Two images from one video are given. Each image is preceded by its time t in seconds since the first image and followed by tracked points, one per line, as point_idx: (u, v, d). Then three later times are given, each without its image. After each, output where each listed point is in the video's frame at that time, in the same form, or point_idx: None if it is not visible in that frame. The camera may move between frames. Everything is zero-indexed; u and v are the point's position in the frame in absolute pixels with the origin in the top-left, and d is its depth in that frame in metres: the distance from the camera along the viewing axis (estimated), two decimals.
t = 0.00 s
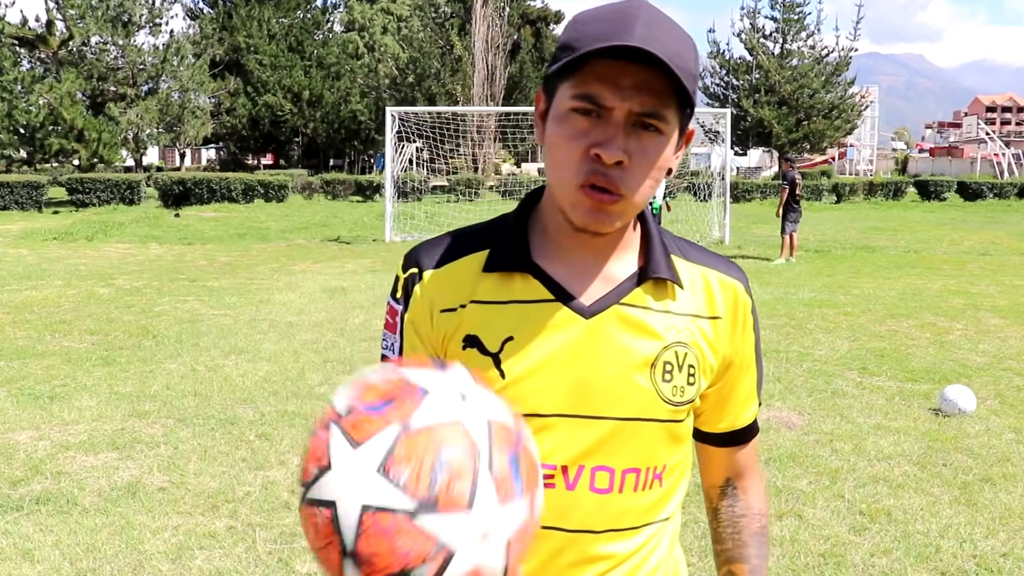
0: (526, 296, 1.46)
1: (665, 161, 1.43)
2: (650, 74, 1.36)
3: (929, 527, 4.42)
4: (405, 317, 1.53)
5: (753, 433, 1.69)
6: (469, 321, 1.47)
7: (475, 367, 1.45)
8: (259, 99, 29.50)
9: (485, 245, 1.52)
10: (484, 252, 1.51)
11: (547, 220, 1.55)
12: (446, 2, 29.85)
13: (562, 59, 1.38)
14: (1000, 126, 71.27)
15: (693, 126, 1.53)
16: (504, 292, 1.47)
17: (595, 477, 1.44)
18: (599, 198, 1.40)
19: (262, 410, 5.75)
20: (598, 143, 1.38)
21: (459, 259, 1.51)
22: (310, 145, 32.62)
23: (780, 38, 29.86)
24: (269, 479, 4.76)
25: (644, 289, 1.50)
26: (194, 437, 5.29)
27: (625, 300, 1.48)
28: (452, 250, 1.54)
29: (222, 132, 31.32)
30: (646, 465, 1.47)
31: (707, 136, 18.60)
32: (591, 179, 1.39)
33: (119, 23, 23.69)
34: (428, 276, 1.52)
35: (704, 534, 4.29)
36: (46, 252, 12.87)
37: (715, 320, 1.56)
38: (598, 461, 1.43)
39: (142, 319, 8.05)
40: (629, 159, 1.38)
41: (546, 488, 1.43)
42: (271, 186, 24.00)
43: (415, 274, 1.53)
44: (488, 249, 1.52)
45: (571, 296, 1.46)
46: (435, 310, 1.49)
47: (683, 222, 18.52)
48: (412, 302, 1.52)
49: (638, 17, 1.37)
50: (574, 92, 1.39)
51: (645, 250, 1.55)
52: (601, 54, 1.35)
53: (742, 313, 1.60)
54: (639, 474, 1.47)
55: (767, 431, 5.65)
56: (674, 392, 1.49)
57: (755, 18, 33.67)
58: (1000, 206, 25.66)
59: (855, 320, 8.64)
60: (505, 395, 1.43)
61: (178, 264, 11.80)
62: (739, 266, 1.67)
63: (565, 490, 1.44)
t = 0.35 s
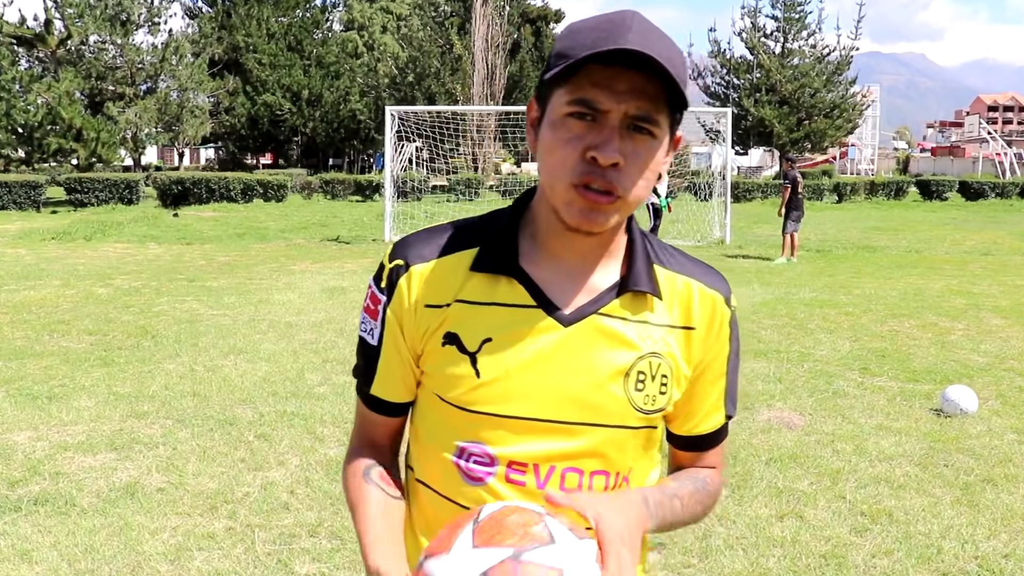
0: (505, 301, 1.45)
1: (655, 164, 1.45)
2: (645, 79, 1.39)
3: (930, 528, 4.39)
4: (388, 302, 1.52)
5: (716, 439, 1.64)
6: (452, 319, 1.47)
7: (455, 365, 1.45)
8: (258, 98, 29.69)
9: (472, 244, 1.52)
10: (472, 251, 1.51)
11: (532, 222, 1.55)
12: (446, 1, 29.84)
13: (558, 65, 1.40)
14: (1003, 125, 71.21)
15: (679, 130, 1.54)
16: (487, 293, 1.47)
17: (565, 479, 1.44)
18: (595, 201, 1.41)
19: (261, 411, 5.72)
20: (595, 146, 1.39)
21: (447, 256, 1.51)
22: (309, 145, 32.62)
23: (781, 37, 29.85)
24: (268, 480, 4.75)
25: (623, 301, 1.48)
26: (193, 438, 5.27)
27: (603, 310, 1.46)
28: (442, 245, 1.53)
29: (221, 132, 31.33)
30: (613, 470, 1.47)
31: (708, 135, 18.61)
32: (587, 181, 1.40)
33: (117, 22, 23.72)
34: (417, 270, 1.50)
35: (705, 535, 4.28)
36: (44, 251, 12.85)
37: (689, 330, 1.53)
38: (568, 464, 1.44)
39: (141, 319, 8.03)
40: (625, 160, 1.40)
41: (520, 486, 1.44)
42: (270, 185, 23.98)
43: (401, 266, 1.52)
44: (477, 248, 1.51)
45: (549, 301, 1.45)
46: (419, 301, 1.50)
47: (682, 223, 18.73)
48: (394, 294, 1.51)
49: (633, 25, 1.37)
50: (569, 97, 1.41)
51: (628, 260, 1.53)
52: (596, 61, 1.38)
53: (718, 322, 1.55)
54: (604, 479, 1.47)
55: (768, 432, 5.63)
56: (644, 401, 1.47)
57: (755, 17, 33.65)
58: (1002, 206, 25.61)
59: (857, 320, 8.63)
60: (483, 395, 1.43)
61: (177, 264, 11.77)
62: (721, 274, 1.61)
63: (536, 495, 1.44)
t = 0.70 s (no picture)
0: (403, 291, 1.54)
1: (533, 146, 1.56)
2: (519, 65, 1.52)
3: (931, 529, 4.37)
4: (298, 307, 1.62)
5: (638, 407, 1.68)
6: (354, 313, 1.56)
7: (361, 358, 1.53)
8: (257, 98, 29.78)
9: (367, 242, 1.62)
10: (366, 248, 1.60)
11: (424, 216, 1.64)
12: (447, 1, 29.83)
13: (440, 52, 1.53)
14: (1005, 124, 71.16)
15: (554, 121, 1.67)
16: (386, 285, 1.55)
17: (473, 455, 1.48)
18: (472, 176, 1.50)
19: (260, 411, 5.71)
20: (474, 123, 1.49)
21: (347, 253, 1.61)
22: (308, 144, 32.61)
23: (783, 36, 29.83)
24: (266, 480, 4.73)
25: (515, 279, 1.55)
26: (192, 438, 5.25)
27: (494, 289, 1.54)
28: (341, 249, 1.63)
29: (220, 131, 31.30)
30: (523, 441, 1.51)
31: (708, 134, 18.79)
32: (465, 156, 1.49)
33: (116, 21, 23.66)
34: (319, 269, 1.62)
35: (706, 536, 4.26)
36: (43, 251, 12.84)
37: (582, 302, 1.61)
38: (476, 440, 1.47)
39: (140, 319, 8.01)
40: (502, 136, 1.50)
41: (434, 467, 1.48)
42: (269, 185, 23.96)
43: (307, 266, 1.63)
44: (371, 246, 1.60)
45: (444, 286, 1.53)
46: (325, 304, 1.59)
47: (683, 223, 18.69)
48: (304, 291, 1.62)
49: (504, 20, 1.52)
50: (450, 83, 1.53)
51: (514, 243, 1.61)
52: (472, 49, 1.52)
53: (608, 290, 1.63)
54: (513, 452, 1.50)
55: (769, 432, 5.61)
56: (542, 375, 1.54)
57: (757, 16, 33.60)
58: (1004, 206, 25.59)
59: (858, 320, 8.61)
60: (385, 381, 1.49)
61: (176, 264, 11.74)
62: (612, 249, 1.72)
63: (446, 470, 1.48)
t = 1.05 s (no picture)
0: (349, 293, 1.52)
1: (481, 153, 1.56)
2: (467, 76, 1.50)
3: (933, 530, 4.35)
4: (243, 318, 1.61)
5: (591, 373, 1.76)
6: (297, 318, 1.54)
7: (308, 361, 1.52)
8: (256, 97, 29.70)
9: (305, 246, 1.58)
10: (304, 254, 1.57)
11: (361, 215, 1.62)
12: None
13: (388, 56, 1.50)
14: (1007, 123, 71.09)
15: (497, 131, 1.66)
16: (328, 287, 1.53)
17: (426, 447, 1.51)
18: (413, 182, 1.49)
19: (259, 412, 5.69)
20: (418, 130, 1.49)
21: (284, 260, 1.57)
22: (307, 143, 32.59)
23: (784, 35, 29.81)
24: (265, 482, 4.70)
25: (448, 275, 1.55)
26: (190, 439, 5.23)
27: (434, 285, 1.54)
28: (278, 255, 1.59)
29: (219, 131, 31.28)
30: (475, 430, 1.54)
31: (709, 133, 18.46)
32: (409, 160, 1.48)
33: (115, 20, 23.59)
34: (257, 283, 1.58)
35: (706, 536, 4.24)
36: (41, 251, 12.84)
37: (521, 290, 1.62)
38: (429, 433, 1.51)
39: (138, 319, 7.99)
40: (448, 144, 1.49)
41: (387, 461, 1.51)
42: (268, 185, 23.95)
43: (244, 280, 1.60)
44: (309, 250, 1.57)
45: (386, 291, 1.51)
46: (267, 307, 1.57)
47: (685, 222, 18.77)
48: (246, 310, 1.60)
49: (455, 27, 1.49)
50: (398, 86, 1.51)
51: (450, 237, 1.60)
52: (420, 56, 1.49)
53: (550, 276, 1.64)
54: (464, 442, 1.54)
55: (769, 433, 5.58)
56: (487, 362, 1.54)
57: (758, 14, 33.55)
58: (1006, 206, 25.54)
59: (859, 320, 8.58)
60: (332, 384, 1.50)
61: (175, 263, 11.72)
62: (549, 231, 1.71)
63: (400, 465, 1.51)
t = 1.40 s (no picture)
0: (400, 276, 1.59)
1: (524, 134, 1.55)
2: (498, 50, 1.51)
3: (936, 532, 4.31)
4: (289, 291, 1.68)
5: (644, 415, 1.71)
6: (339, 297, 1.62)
7: (346, 337, 1.58)
8: (255, 96, 29.61)
9: (369, 220, 1.68)
10: (367, 227, 1.67)
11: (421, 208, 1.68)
12: None
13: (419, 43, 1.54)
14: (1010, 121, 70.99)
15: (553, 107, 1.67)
16: (382, 267, 1.61)
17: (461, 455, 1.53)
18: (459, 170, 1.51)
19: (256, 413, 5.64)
20: (455, 116, 1.50)
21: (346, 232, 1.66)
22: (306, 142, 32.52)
23: (786, 33, 29.73)
24: (263, 483, 4.66)
25: (508, 273, 1.58)
26: (188, 440, 5.19)
27: (488, 284, 1.57)
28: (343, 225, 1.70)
29: (218, 130, 31.21)
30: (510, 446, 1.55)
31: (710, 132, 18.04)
32: (450, 151, 1.51)
33: (112, 18, 23.45)
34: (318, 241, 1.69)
35: (707, 538, 4.19)
36: (38, 250, 12.79)
37: (584, 306, 1.61)
38: (465, 444, 1.53)
39: (136, 319, 7.95)
40: (486, 128, 1.51)
41: (415, 466, 1.54)
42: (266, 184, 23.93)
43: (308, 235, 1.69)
44: (372, 226, 1.66)
45: (435, 279, 1.57)
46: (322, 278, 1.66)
47: (686, 220, 18.89)
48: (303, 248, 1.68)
49: (483, 4, 1.51)
50: (430, 75, 1.53)
51: (516, 229, 1.64)
52: (447, 38, 1.52)
53: (618, 298, 1.62)
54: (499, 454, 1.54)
55: (771, 434, 5.54)
56: (533, 378, 1.54)
57: (759, 13, 33.46)
58: (1008, 205, 25.47)
59: (861, 321, 8.54)
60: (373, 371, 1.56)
61: (173, 263, 11.66)
62: (623, 249, 1.70)
63: (427, 471, 1.53)
